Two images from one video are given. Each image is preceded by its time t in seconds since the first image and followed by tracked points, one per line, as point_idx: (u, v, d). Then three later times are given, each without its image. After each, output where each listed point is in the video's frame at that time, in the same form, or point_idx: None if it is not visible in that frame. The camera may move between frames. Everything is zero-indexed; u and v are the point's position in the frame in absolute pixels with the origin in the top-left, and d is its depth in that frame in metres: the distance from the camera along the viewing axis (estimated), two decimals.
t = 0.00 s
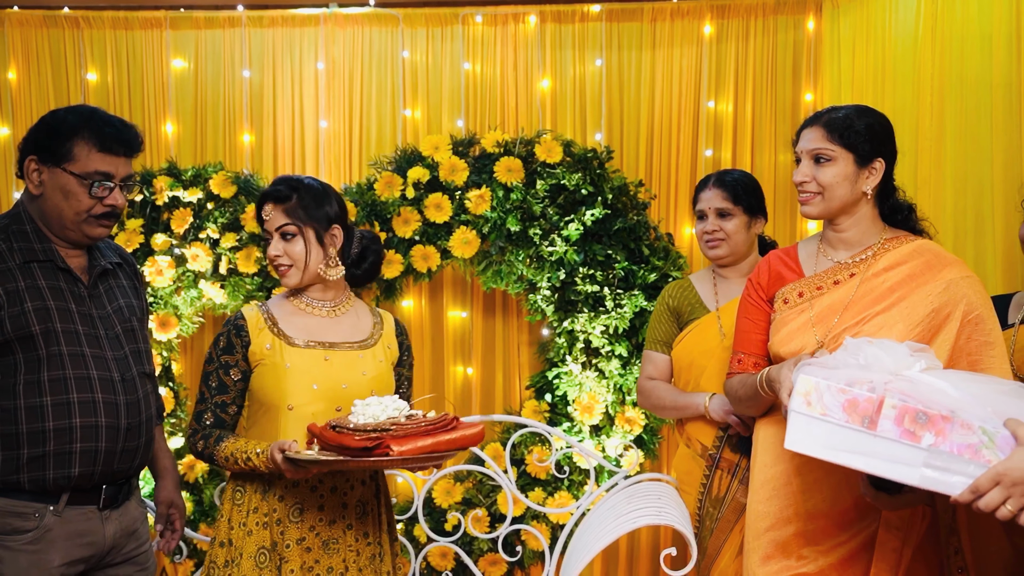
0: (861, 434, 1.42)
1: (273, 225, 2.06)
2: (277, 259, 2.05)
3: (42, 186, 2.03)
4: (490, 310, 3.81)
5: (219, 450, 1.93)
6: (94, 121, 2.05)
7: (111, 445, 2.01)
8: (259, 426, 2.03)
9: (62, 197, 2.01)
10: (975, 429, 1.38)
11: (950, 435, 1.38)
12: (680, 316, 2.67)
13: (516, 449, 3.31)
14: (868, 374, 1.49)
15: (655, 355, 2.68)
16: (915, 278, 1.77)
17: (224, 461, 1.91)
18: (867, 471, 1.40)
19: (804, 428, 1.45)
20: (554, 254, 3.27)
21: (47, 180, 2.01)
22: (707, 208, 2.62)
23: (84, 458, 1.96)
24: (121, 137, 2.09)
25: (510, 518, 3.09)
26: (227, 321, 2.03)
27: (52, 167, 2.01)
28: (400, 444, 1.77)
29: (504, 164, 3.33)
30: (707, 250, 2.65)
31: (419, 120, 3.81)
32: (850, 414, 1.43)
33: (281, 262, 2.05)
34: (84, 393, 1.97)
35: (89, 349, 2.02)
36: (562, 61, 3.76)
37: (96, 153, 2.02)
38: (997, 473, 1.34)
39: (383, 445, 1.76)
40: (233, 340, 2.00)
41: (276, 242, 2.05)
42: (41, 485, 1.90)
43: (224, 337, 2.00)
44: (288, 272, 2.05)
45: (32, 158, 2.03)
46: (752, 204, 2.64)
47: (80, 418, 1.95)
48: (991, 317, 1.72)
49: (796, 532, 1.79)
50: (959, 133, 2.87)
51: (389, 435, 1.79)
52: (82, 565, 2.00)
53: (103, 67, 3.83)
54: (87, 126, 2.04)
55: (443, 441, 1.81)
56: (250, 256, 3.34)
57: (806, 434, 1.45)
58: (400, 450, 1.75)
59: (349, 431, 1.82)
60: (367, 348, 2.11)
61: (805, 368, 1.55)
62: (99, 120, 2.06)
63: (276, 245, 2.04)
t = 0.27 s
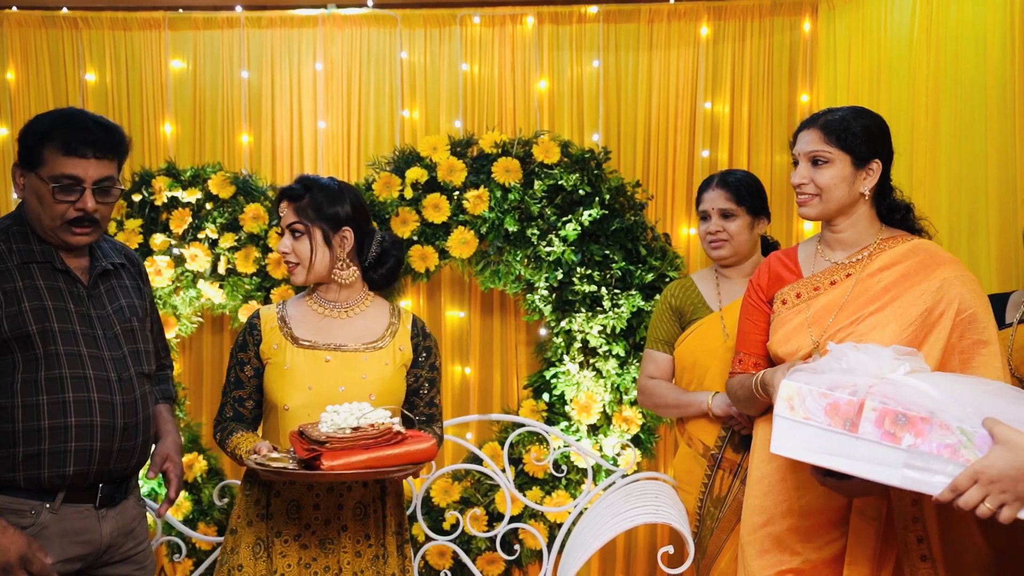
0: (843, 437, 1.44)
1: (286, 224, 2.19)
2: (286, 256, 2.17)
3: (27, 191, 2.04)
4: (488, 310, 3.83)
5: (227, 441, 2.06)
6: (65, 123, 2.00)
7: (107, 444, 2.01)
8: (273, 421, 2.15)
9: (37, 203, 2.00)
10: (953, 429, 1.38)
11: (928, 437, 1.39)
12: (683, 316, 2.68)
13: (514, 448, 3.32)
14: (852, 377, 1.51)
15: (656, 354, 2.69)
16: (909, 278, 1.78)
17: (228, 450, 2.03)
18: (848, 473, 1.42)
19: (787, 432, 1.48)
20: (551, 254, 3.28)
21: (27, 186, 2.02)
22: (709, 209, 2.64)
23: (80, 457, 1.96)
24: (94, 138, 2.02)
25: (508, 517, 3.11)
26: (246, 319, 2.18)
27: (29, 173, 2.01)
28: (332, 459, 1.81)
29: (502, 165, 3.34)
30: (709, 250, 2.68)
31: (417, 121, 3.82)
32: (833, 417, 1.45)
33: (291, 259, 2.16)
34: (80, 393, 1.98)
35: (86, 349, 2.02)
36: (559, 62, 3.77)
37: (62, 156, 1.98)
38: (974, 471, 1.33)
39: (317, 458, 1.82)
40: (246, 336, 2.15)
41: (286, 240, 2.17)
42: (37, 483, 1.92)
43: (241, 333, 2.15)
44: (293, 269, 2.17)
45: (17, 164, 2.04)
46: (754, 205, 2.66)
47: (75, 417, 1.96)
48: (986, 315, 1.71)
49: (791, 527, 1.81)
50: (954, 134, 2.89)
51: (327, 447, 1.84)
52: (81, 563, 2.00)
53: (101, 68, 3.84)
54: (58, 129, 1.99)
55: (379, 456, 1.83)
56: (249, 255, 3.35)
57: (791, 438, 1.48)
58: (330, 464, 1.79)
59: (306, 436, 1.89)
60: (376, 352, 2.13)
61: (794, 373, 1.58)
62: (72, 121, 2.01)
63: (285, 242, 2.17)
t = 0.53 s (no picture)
0: (835, 444, 1.44)
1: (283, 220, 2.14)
2: (281, 253, 2.13)
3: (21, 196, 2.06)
4: (488, 309, 3.84)
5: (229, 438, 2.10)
6: (45, 125, 1.99)
7: (105, 445, 2.01)
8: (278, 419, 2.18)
9: (21, 207, 2.00)
10: (942, 432, 1.38)
11: (918, 440, 1.38)
12: (697, 313, 2.71)
13: (513, 447, 3.34)
14: (844, 386, 1.52)
15: (671, 351, 2.71)
16: (896, 277, 1.79)
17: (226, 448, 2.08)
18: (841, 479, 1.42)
19: (780, 441, 1.49)
20: (551, 254, 3.30)
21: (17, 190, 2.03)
22: (727, 206, 2.66)
23: (77, 456, 1.97)
24: (71, 139, 1.99)
25: (507, 515, 3.13)
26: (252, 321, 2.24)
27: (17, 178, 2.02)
28: (241, 465, 1.72)
29: (501, 165, 3.36)
30: (727, 248, 2.70)
31: (417, 121, 3.83)
32: (824, 424, 1.45)
33: (284, 255, 2.13)
34: (78, 392, 1.99)
35: (86, 349, 2.03)
36: (558, 63, 3.79)
37: (37, 160, 1.96)
38: (962, 471, 1.34)
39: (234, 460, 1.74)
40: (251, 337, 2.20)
41: (281, 237, 2.13)
42: (36, 481, 1.93)
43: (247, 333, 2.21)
44: (289, 266, 2.13)
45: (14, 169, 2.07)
46: (773, 204, 2.67)
47: (72, 417, 1.97)
48: (972, 312, 1.71)
49: (780, 522, 1.82)
50: (951, 135, 2.91)
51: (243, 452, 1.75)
52: (81, 561, 2.01)
53: (101, 68, 3.85)
54: (38, 131, 1.98)
55: (287, 463, 1.71)
56: (249, 255, 3.36)
57: (783, 446, 1.49)
58: (234, 470, 1.71)
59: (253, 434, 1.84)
60: (360, 355, 2.09)
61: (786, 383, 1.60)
62: (52, 124, 2.00)
63: (281, 239, 2.13)
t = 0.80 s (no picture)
0: (835, 449, 1.45)
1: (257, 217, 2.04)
2: (253, 251, 2.02)
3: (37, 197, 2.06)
4: (487, 309, 3.86)
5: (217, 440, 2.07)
6: (63, 128, 1.99)
7: (106, 446, 2.01)
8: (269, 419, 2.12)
9: (41, 210, 2.01)
10: (940, 435, 1.40)
11: (916, 443, 1.40)
12: (713, 310, 2.70)
13: (514, 446, 3.36)
14: (842, 391, 1.53)
15: (685, 347, 2.72)
16: (884, 275, 1.82)
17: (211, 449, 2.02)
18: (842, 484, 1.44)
19: (781, 448, 1.49)
20: (550, 254, 3.31)
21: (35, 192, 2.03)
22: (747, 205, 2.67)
23: (79, 458, 1.97)
24: (90, 143, 1.99)
25: (508, 514, 3.14)
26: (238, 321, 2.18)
27: (35, 180, 2.02)
28: (129, 452, 1.63)
29: (501, 165, 3.37)
30: (747, 246, 2.71)
31: (417, 121, 3.85)
32: (823, 430, 1.46)
33: (257, 254, 2.02)
34: (81, 394, 1.99)
35: (92, 350, 2.03)
36: (557, 64, 3.81)
37: (58, 164, 1.97)
38: (961, 475, 1.36)
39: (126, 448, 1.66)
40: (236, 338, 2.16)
41: (253, 234, 2.02)
42: (39, 480, 1.94)
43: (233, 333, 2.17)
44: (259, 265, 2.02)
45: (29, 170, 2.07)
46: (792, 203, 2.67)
47: (75, 418, 1.97)
48: (960, 309, 1.74)
49: (776, 522, 1.84)
50: (949, 135, 2.92)
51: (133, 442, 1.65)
52: (85, 560, 2.01)
53: (102, 68, 3.86)
54: (56, 134, 1.99)
55: (169, 453, 1.60)
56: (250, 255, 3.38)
57: (784, 452, 1.49)
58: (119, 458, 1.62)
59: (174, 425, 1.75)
60: (323, 355, 1.95)
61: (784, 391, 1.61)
62: (70, 127, 2.00)
63: (253, 237, 2.02)
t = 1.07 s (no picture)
0: (839, 450, 1.47)
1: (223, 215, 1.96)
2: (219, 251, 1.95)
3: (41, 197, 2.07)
4: (488, 309, 3.87)
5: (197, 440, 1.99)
6: (65, 130, 1.98)
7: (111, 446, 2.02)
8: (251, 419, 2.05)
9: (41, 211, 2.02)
10: (944, 433, 1.42)
11: (920, 442, 1.42)
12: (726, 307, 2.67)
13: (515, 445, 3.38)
14: (845, 392, 1.54)
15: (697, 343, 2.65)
16: (883, 273, 1.84)
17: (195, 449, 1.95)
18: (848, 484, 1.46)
19: (787, 450, 1.51)
20: (551, 254, 3.33)
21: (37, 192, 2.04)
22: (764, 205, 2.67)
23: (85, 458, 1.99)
24: (90, 147, 1.98)
25: (510, 512, 3.15)
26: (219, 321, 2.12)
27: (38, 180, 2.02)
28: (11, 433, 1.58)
29: (502, 166, 3.39)
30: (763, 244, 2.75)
31: (418, 122, 3.87)
32: (827, 431, 1.48)
33: (224, 253, 1.95)
34: (88, 394, 2.01)
35: (100, 351, 2.05)
36: (558, 64, 3.82)
37: (56, 167, 1.96)
38: (966, 471, 1.38)
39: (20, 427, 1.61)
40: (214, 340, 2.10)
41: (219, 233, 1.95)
42: (46, 478, 1.96)
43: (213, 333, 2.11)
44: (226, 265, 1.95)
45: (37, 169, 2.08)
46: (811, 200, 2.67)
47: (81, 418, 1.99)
48: (956, 306, 1.77)
49: (780, 521, 1.85)
50: (947, 135, 2.94)
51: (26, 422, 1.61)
52: (91, 558, 2.02)
53: (105, 69, 3.88)
54: (57, 137, 1.98)
55: (33, 438, 1.53)
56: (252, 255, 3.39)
57: (789, 454, 1.51)
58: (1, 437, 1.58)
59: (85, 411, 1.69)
60: (284, 354, 1.86)
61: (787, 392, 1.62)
62: (72, 129, 1.99)
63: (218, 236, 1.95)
